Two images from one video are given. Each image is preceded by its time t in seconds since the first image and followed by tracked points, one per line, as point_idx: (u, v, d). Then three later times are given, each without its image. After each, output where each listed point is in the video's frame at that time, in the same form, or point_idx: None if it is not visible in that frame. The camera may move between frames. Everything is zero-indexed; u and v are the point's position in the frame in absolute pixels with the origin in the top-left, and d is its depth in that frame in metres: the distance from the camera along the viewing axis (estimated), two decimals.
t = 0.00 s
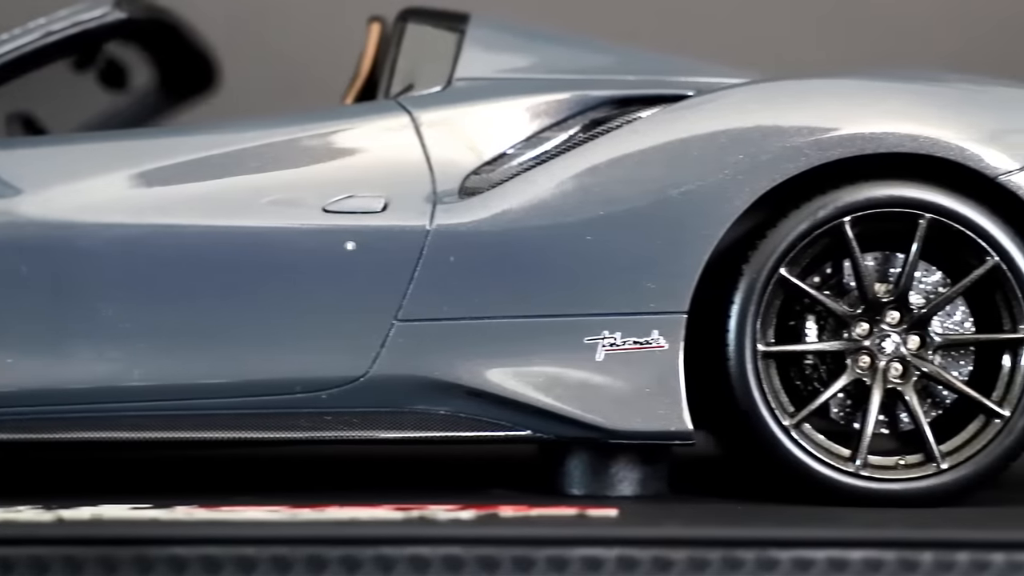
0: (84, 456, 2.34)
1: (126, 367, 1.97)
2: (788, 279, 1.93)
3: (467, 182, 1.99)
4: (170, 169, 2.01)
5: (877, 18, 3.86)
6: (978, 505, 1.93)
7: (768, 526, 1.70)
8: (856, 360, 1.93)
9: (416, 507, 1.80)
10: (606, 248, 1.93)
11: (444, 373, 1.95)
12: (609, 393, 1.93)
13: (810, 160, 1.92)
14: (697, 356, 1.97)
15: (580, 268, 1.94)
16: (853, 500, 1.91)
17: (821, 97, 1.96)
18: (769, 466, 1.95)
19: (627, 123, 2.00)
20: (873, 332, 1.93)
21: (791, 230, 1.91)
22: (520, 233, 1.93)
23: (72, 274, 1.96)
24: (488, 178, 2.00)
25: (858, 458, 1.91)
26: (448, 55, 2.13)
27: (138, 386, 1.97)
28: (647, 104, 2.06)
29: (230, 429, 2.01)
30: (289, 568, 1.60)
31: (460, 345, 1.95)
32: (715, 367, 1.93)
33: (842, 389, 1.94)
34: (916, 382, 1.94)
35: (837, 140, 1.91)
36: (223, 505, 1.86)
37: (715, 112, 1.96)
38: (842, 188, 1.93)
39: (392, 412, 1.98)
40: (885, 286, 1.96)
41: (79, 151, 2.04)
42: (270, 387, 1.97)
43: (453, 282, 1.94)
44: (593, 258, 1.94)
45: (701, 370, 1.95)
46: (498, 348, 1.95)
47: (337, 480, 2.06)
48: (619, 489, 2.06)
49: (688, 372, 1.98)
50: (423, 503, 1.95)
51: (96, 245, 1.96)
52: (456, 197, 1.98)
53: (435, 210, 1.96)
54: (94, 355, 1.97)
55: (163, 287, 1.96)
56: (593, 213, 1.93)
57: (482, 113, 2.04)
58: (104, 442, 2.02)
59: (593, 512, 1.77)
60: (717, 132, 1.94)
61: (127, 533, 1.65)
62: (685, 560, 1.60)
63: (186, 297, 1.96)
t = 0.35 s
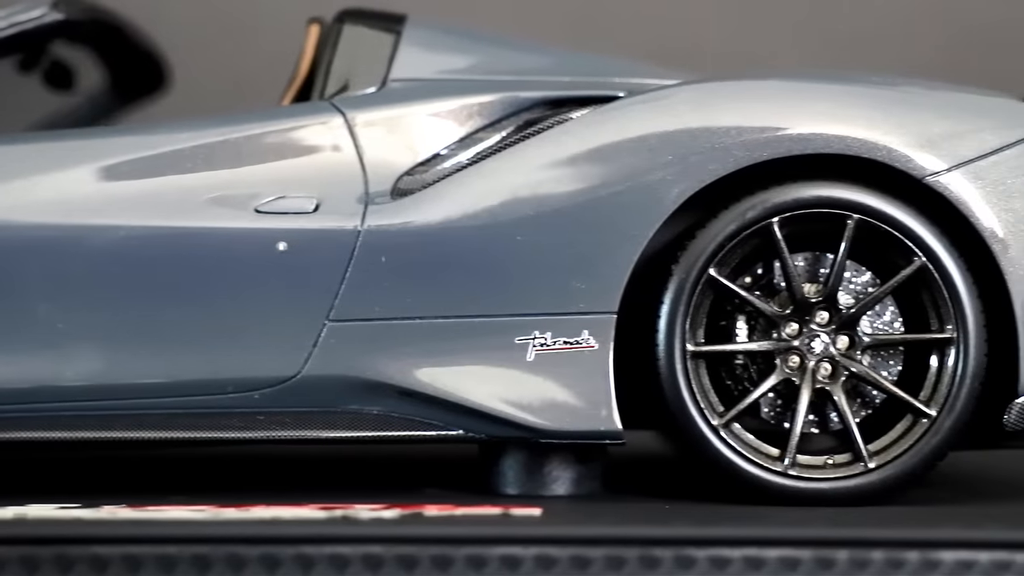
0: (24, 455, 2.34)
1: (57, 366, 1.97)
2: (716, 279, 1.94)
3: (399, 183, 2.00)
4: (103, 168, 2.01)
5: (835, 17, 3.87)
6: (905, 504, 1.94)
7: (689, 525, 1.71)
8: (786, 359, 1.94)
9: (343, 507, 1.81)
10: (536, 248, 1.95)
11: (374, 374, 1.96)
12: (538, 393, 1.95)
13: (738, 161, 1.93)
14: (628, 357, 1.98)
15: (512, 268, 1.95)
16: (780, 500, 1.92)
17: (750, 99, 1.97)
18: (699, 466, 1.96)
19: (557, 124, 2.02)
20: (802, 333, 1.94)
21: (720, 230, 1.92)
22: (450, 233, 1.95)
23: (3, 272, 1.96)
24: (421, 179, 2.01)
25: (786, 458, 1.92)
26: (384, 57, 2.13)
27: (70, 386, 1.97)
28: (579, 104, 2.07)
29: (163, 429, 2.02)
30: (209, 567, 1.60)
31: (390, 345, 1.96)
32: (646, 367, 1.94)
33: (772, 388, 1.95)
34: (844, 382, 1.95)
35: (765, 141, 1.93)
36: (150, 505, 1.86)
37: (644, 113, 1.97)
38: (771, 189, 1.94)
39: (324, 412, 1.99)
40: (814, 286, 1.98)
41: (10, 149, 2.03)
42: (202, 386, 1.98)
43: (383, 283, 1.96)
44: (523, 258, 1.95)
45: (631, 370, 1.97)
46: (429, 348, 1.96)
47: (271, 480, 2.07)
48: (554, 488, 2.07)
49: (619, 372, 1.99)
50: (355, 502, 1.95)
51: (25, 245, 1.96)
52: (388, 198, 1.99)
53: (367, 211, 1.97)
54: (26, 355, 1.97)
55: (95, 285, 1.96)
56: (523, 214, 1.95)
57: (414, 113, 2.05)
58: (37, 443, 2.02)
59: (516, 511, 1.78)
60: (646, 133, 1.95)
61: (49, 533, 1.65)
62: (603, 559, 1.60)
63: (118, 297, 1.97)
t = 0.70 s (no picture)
0: None
1: None
2: (646, 280, 1.95)
3: (333, 183, 2.01)
4: (38, 169, 2.01)
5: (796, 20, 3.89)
6: (834, 504, 1.95)
7: (609, 525, 1.70)
8: (716, 360, 1.95)
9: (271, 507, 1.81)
10: (468, 249, 1.95)
11: (306, 373, 1.96)
12: (470, 394, 1.95)
13: (669, 161, 1.94)
14: (560, 357, 1.99)
15: (443, 269, 1.96)
16: (711, 499, 1.93)
17: (683, 100, 1.98)
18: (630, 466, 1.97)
19: (490, 125, 2.03)
20: (732, 333, 1.95)
21: (650, 230, 1.93)
22: (382, 234, 1.95)
23: None
24: (354, 181, 2.02)
25: (715, 458, 1.93)
26: (321, 59, 2.15)
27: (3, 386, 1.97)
28: (514, 107, 2.11)
29: (98, 429, 2.02)
30: (128, 566, 1.61)
31: (323, 345, 1.96)
32: (577, 367, 1.95)
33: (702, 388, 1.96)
34: (774, 382, 1.95)
35: (694, 142, 1.94)
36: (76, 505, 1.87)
37: (576, 115, 1.99)
38: (701, 190, 1.95)
39: (257, 412, 1.99)
40: (745, 287, 1.99)
41: None
42: (136, 387, 1.98)
43: (316, 282, 1.96)
44: (455, 259, 1.96)
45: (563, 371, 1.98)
46: (361, 348, 1.97)
47: (208, 480, 2.07)
48: (489, 488, 2.07)
49: (551, 373, 2.00)
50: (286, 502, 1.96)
51: None
52: (321, 200, 1.99)
53: (299, 212, 1.97)
54: None
55: (26, 286, 1.96)
56: (455, 214, 1.95)
57: (349, 114, 2.07)
58: None
59: (441, 510, 1.78)
60: (576, 134, 1.97)
61: None
62: (520, 558, 1.61)
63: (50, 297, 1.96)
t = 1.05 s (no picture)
0: None
1: None
2: (590, 281, 1.95)
3: (279, 184, 2.02)
4: None
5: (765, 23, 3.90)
6: (778, 503, 1.95)
7: (545, 524, 1.70)
8: (660, 360, 1.96)
9: (211, 507, 1.82)
10: (412, 250, 1.96)
11: (251, 374, 1.97)
12: (414, 393, 1.96)
13: (613, 163, 1.95)
14: (505, 357, 2.00)
15: (388, 270, 1.96)
16: (654, 499, 1.94)
17: (629, 100, 1.99)
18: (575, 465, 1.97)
19: (435, 126, 2.05)
20: (676, 333, 1.96)
21: (594, 231, 1.94)
22: (327, 235, 1.96)
23: None
24: (299, 183, 2.03)
25: (658, 458, 1.94)
26: (271, 60, 2.16)
27: None
28: (463, 107, 2.11)
29: (44, 429, 2.03)
30: (64, 566, 1.61)
31: (268, 346, 1.97)
32: (521, 367, 1.96)
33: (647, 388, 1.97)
34: (718, 383, 1.96)
35: (637, 142, 1.95)
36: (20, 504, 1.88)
37: (521, 117, 2.00)
38: (645, 191, 1.96)
39: (204, 411, 2.00)
40: (690, 287, 1.99)
41: None
42: (83, 387, 1.98)
43: (261, 285, 1.96)
44: (399, 260, 1.96)
45: (508, 371, 1.99)
46: (308, 349, 1.97)
47: (156, 480, 2.08)
48: (437, 488, 2.08)
49: (496, 373, 2.01)
50: (231, 501, 1.96)
51: None
52: (268, 200, 2.00)
53: (245, 213, 1.98)
54: None
55: None
56: (399, 215, 1.96)
57: (295, 116, 2.07)
58: None
59: (381, 509, 1.79)
60: (520, 135, 1.98)
61: None
62: (453, 557, 1.62)
63: None
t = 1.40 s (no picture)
0: None
1: None
2: (526, 281, 1.96)
3: (218, 185, 2.03)
4: None
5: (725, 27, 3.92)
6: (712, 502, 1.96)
7: (473, 522, 1.71)
8: (596, 360, 1.97)
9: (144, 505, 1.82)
10: (349, 250, 1.97)
11: (188, 373, 1.97)
12: (351, 393, 1.97)
13: (549, 163, 1.96)
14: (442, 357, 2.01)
15: (324, 270, 1.97)
16: (590, 498, 1.95)
17: (564, 102, 2.00)
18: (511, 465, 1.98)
19: (374, 126, 2.07)
20: (612, 333, 1.97)
21: (529, 231, 1.95)
22: (264, 235, 1.96)
23: None
24: (237, 183, 2.04)
25: (593, 457, 1.95)
26: (211, 61, 2.19)
27: None
28: (400, 109, 2.14)
29: None
30: None
31: (205, 345, 1.97)
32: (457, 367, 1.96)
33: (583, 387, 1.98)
34: (653, 382, 1.97)
35: (573, 143, 1.96)
36: None
37: (457, 119, 2.01)
38: (580, 191, 1.97)
39: (142, 411, 2.00)
40: (626, 287, 2.00)
41: None
42: (21, 387, 1.98)
43: (199, 285, 1.96)
44: (336, 260, 1.97)
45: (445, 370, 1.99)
46: (246, 349, 1.97)
47: (95, 479, 2.08)
48: (377, 487, 2.08)
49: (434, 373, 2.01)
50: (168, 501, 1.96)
51: None
52: (206, 201, 2.00)
53: (183, 213, 1.98)
54: None
55: None
56: (336, 215, 1.97)
57: (236, 115, 2.10)
58: None
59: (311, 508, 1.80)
60: (456, 137, 1.99)
61: None
62: (379, 555, 1.62)
63: None
